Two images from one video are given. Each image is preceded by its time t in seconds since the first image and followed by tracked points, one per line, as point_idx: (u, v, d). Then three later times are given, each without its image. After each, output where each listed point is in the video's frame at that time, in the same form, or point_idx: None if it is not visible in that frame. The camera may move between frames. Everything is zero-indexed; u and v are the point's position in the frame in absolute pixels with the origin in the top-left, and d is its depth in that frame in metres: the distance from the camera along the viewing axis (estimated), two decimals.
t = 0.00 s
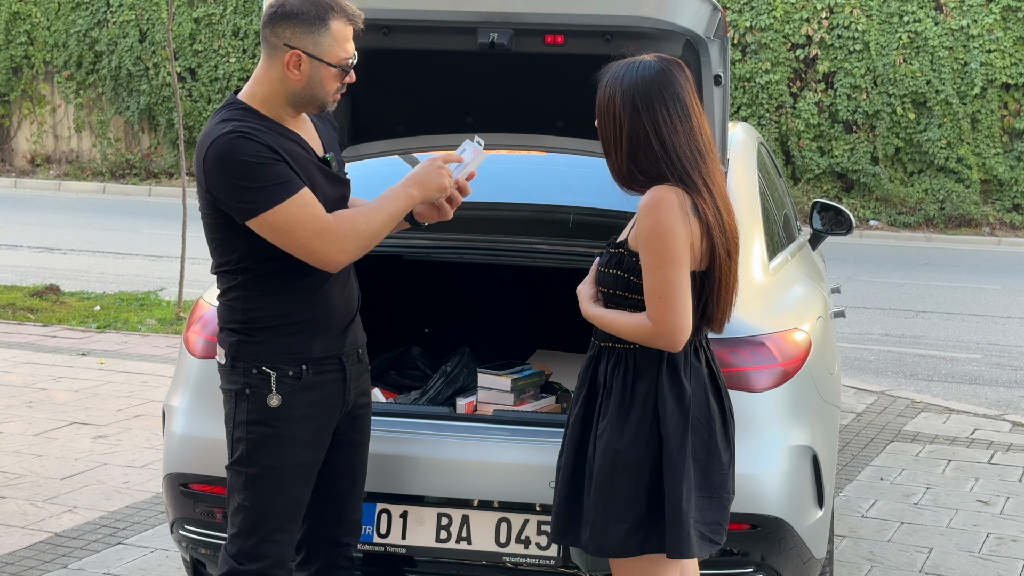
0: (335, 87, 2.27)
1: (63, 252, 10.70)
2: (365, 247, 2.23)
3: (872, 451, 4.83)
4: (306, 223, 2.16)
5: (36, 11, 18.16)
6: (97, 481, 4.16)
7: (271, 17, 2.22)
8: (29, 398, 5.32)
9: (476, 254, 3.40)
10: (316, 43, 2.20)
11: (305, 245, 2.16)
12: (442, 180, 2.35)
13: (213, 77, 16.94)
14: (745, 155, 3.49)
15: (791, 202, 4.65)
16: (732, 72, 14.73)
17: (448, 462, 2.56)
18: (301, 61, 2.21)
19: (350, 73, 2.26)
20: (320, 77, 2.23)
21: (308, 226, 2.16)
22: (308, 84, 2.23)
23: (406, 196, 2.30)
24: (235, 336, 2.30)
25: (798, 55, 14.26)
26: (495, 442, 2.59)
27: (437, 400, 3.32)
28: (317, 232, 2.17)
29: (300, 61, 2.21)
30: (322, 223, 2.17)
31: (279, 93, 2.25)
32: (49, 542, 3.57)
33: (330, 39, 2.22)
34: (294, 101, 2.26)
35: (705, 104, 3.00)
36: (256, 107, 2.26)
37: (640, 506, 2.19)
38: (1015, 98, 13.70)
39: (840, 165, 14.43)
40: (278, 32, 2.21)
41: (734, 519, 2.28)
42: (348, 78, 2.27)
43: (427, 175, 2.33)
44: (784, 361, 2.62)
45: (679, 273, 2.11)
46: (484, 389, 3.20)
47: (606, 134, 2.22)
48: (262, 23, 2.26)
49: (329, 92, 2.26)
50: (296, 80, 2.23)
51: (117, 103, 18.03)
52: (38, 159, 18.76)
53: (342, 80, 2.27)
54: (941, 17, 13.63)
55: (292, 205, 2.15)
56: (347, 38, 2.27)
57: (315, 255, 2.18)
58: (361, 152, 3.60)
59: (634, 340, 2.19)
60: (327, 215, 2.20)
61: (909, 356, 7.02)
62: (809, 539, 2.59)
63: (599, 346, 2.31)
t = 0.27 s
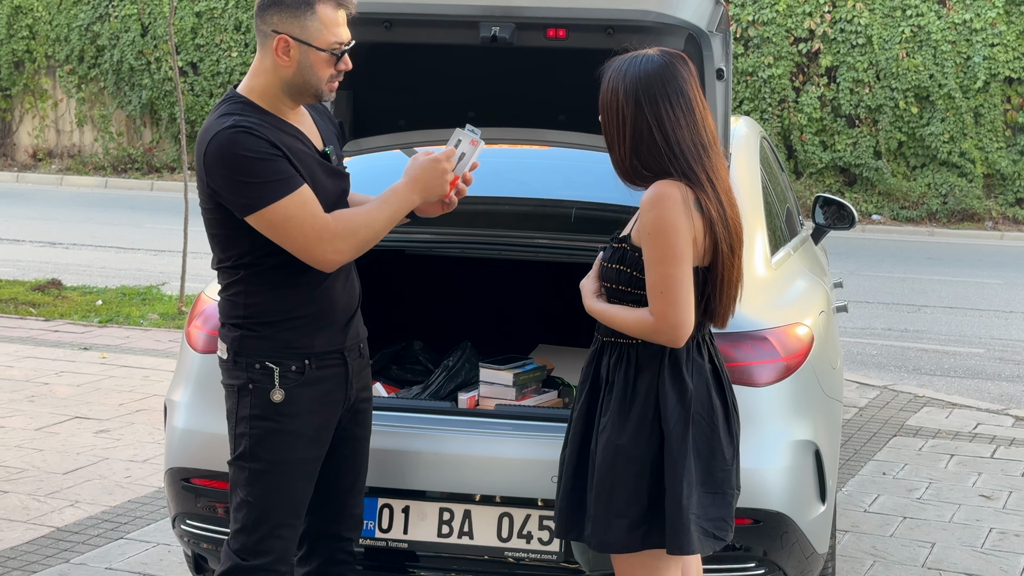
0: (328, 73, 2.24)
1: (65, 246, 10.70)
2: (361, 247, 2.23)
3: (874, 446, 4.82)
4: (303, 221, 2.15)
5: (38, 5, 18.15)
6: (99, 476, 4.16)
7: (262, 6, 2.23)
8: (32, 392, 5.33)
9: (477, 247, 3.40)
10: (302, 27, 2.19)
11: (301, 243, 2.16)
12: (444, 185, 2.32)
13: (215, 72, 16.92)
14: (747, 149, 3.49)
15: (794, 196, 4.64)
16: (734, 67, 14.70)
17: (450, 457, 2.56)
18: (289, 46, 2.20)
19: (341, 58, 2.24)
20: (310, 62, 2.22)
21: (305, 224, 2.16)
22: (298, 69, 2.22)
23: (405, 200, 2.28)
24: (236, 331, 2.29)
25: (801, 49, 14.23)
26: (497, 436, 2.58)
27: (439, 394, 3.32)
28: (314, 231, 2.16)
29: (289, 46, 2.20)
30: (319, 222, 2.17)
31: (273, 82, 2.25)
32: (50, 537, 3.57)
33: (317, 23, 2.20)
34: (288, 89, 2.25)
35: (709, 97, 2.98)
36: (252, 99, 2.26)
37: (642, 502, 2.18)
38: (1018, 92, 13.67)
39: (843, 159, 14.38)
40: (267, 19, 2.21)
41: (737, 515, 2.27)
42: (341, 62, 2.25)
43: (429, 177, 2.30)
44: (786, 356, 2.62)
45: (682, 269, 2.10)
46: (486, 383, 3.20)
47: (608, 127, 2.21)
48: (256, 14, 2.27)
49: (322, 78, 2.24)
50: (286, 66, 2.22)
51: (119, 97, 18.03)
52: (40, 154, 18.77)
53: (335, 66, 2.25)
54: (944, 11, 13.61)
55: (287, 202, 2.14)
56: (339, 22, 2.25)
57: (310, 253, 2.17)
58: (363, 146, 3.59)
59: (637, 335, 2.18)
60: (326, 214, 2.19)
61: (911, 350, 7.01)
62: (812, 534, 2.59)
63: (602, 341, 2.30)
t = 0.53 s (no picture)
0: (322, 63, 2.26)
1: (67, 243, 10.70)
2: (332, 265, 2.23)
3: (877, 443, 4.82)
4: (278, 230, 2.15)
5: (40, 2, 18.13)
6: (101, 472, 4.16)
7: None
8: (34, 389, 5.33)
9: (479, 243, 3.43)
10: (295, 15, 2.21)
11: (275, 252, 2.16)
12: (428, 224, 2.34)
13: (217, 68, 16.91)
14: (749, 145, 3.48)
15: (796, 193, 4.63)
16: (737, 63, 14.66)
17: (451, 454, 2.56)
18: (282, 34, 2.21)
19: (335, 47, 2.25)
20: (303, 51, 2.23)
21: (281, 233, 2.15)
22: (292, 57, 2.23)
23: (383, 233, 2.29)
24: (235, 329, 2.29)
25: (803, 46, 14.19)
26: (498, 433, 2.58)
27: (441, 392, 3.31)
28: (286, 243, 2.16)
29: (282, 34, 2.22)
30: (294, 235, 2.16)
31: (268, 73, 2.26)
32: (52, 533, 3.57)
33: (311, 11, 2.22)
34: (283, 79, 2.26)
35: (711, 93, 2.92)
36: (247, 91, 2.27)
37: (645, 499, 2.18)
38: (1021, 88, 13.65)
39: (845, 156, 14.36)
40: (261, 9, 2.23)
41: (741, 512, 2.27)
42: (333, 52, 2.26)
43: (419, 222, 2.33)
44: (789, 353, 2.61)
45: (683, 266, 2.10)
46: (488, 379, 3.20)
47: (615, 120, 2.21)
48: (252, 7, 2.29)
49: (315, 68, 2.25)
50: (280, 54, 2.24)
51: (121, 94, 18.02)
52: (42, 150, 18.76)
53: (328, 56, 2.26)
54: (946, 7, 13.58)
55: (271, 206, 2.14)
56: (332, 12, 2.26)
57: (281, 261, 2.17)
58: (364, 143, 3.60)
59: (638, 332, 2.18)
60: (304, 230, 2.18)
61: (914, 347, 7.00)
62: (815, 531, 2.58)
63: (603, 338, 2.30)
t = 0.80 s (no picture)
0: (322, 60, 2.25)
1: (69, 242, 10.70)
2: (343, 252, 2.22)
3: (880, 442, 4.81)
4: (286, 223, 2.15)
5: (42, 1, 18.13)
6: (103, 471, 4.16)
7: None
8: (35, 388, 5.33)
9: (481, 243, 3.41)
10: (298, 13, 2.20)
11: (282, 245, 2.16)
12: (440, 195, 2.31)
13: (220, 67, 16.90)
14: (752, 144, 3.48)
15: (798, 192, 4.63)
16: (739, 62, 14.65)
17: (452, 454, 2.56)
18: (284, 33, 2.21)
19: (336, 45, 2.25)
20: (305, 49, 2.22)
21: (289, 227, 2.15)
22: (293, 56, 2.23)
23: (395, 210, 2.28)
24: (233, 327, 2.29)
25: (806, 45, 14.18)
26: (500, 433, 2.58)
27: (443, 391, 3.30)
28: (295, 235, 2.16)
29: (283, 32, 2.21)
30: (304, 228, 2.16)
31: (269, 70, 2.25)
32: (54, 532, 3.57)
33: (313, 9, 2.22)
34: (284, 77, 2.25)
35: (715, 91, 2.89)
36: (246, 89, 2.26)
37: (642, 499, 2.18)
38: None
39: (847, 155, 14.35)
40: (262, 6, 2.22)
41: (740, 513, 2.26)
42: (335, 50, 2.26)
43: (425, 190, 2.29)
44: (791, 352, 2.61)
45: (683, 265, 2.09)
46: (489, 379, 3.19)
47: (622, 117, 2.20)
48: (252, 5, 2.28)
49: (316, 65, 2.25)
50: (281, 52, 2.23)
51: (124, 93, 18.02)
52: (44, 150, 18.77)
53: (329, 54, 2.25)
54: (949, 6, 13.56)
55: (279, 198, 2.15)
56: (332, 10, 2.26)
57: (290, 255, 2.17)
58: (366, 142, 3.57)
59: (638, 332, 2.18)
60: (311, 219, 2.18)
61: (916, 346, 6.99)
62: (816, 531, 2.58)
63: (604, 337, 2.29)
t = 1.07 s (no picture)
0: (332, 64, 2.27)
1: (71, 244, 10.71)
2: (367, 229, 2.22)
3: (881, 445, 4.80)
4: (307, 212, 2.14)
5: (44, 3, 18.15)
6: (104, 474, 4.16)
7: None
8: (37, 390, 5.33)
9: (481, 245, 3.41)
10: (309, 18, 2.21)
11: (307, 234, 2.14)
12: (445, 169, 2.34)
13: (221, 70, 16.91)
14: (753, 145, 3.48)
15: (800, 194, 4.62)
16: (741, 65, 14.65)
17: (454, 456, 2.56)
18: (295, 40, 2.21)
19: (345, 49, 2.27)
20: (317, 55, 2.23)
21: (310, 217, 2.14)
22: (304, 62, 2.24)
23: (408, 186, 2.29)
24: (239, 329, 2.29)
25: (807, 47, 14.17)
26: (502, 435, 2.57)
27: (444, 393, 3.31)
28: (319, 221, 2.15)
29: (295, 38, 2.21)
30: (324, 213, 2.16)
31: (277, 75, 2.25)
32: (55, 535, 3.57)
33: (323, 14, 2.23)
34: (292, 81, 2.26)
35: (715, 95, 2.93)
36: (252, 95, 2.25)
37: (644, 501, 2.17)
38: None
39: (849, 157, 14.35)
40: (271, 10, 2.21)
41: (742, 516, 2.25)
42: (343, 54, 2.27)
43: (431, 164, 2.32)
44: (793, 354, 2.60)
45: (687, 266, 2.09)
46: (491, 381, 3.19)
47: (624, 122, 2.20)
48: (256, 7, 2.26)
49: (326, 70, 2.26)
50: (292, 58, 2.23)
51: (126, 95, 18.03)
52: (46, 152, 18.80)
53: (338, 58, 2.27)
54: (951, 9, 13.55)
55: (289, 194, 2.13)
56: (339, 14, 2.27)
57: (316, 244, 2.15)
58: (367, 144, 3.55)
59: (641, 334, 2.17)
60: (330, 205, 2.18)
61: (918, 348, 6.99)
62: (818, 534, 2.57)
63: (607, 339, 2.29)
